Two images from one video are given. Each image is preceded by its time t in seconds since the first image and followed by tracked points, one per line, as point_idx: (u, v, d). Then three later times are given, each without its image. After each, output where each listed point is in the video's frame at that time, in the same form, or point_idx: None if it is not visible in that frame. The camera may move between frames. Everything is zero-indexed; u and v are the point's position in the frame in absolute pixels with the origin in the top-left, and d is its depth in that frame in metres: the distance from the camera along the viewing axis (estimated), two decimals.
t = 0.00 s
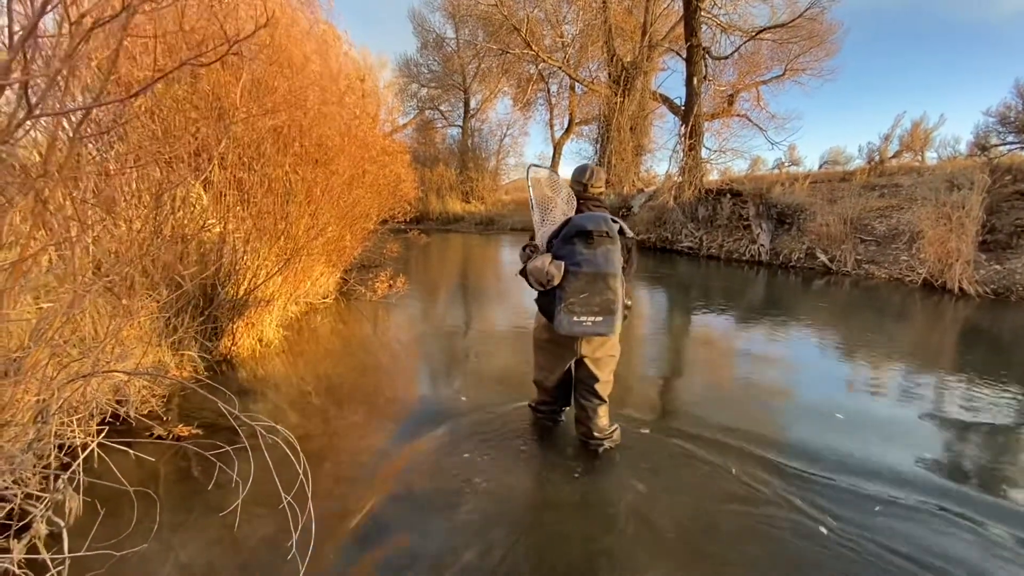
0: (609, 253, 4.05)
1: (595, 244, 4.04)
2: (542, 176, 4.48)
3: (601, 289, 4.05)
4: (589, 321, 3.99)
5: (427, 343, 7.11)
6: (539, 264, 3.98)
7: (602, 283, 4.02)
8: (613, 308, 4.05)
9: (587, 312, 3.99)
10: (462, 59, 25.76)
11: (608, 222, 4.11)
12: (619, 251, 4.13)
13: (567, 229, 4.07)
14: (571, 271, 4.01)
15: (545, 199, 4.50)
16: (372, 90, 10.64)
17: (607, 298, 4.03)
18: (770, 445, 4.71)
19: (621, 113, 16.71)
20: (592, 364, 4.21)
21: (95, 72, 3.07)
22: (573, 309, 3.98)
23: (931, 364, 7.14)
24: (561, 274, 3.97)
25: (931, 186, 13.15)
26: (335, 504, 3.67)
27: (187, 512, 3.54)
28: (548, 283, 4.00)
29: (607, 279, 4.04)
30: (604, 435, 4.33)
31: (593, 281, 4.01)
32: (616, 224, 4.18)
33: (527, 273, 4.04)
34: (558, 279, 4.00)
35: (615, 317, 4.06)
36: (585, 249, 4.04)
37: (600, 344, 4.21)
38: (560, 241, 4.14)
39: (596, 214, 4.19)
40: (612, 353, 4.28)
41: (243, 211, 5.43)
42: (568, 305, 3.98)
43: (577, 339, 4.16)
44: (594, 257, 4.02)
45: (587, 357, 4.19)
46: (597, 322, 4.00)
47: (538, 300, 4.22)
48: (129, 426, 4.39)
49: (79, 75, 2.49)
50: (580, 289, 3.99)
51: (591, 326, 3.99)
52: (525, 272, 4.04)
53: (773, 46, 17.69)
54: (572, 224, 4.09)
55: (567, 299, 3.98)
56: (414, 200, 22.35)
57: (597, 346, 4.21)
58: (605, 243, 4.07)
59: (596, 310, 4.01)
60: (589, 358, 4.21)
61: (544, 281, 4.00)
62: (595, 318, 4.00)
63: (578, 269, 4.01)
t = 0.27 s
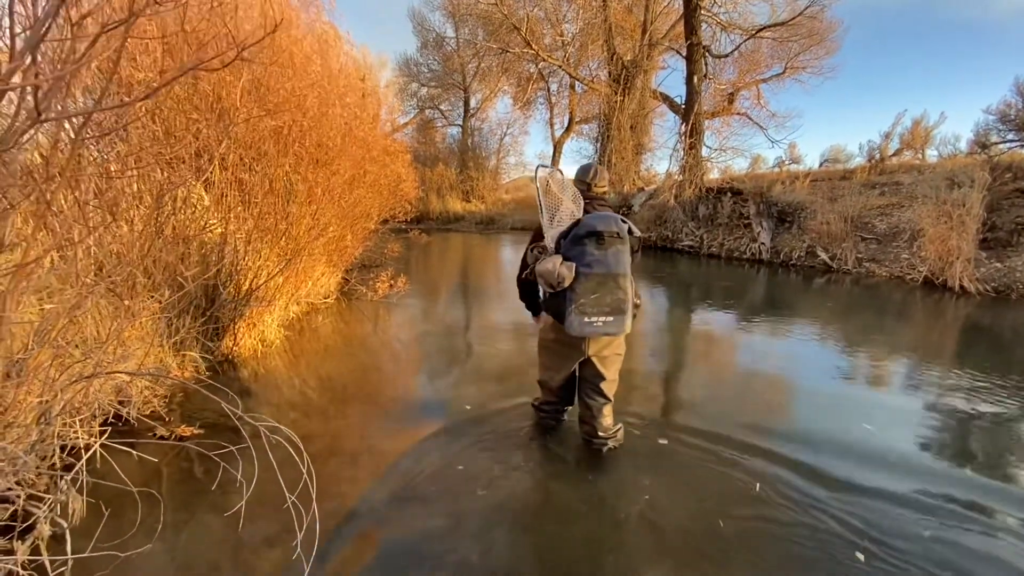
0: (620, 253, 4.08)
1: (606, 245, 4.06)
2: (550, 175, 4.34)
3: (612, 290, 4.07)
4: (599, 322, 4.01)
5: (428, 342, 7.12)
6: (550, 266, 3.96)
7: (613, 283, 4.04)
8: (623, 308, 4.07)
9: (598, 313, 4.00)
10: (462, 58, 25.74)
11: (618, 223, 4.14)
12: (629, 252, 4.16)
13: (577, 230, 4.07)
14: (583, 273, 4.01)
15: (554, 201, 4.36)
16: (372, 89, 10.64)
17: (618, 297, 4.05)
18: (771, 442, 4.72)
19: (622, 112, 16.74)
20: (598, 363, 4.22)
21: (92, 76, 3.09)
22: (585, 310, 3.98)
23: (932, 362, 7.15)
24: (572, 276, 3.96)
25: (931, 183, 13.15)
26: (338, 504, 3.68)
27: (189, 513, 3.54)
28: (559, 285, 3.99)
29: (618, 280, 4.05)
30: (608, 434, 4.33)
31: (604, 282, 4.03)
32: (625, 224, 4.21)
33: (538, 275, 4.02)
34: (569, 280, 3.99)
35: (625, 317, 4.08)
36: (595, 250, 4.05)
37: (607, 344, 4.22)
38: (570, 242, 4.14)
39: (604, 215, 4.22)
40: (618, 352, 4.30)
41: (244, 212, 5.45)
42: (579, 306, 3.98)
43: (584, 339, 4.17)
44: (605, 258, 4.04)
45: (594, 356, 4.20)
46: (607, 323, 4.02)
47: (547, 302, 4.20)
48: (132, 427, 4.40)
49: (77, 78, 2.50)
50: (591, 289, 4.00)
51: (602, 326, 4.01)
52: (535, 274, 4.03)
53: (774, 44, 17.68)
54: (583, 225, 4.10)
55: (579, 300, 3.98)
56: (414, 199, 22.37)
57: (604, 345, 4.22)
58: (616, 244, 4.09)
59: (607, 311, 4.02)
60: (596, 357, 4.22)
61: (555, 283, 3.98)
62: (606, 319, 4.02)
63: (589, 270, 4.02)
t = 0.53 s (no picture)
0: (622, 254, 4.08)
1: (608, 245, 4.06)
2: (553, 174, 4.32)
3: (614, 290, 4.08)
4: (602, 322, 4.02)
5: (429, 342, 7.11)
6: (552, 267, 3.95)
7: (615, 284, 4.05)
8: (626, 308, 4.08)
9: (601, 313, 4.02)
10: (462, 57, 25.73)
11: (621, 223, 4.13)
12: (631, 252, 4.17)
13: (580, 231, 4.07)
14: (585, 273, 4.01)
15: (556, 200, 4.34)
16: (372, 89, 10.64)
17: (620, 298, 4.06)
18: (771, 440, 4.72)
19: (622, 111, 16.74)
20: (601, 362, 4.22)
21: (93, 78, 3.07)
22: (588, 311, 3.99)
23: (934, 360, 7.15)
24: (575, 276, 3.97)
25: (933, 181, 13.13)
26: (339, 503, 3.68)
27: (191, 513, 3.55)
28: (562, 285, 3.99)
29: (621, 280, 4.07)
30: (610, 432, 4.33)
31: (606, 282, 4.04)
32: (628, 225, 4.21)
33: (541, 275, 4.02)
34: (571, 280, 4.00)
35: (627, 317, 4.09)
36: (598, 250, 4.05)
37: (610, 343, 4.23)
38: (572, 243, 4.14)
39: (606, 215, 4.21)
40: (621, 351, 4.30)
41: (244, 213, 5.45)
42: (582, 306, 3.99)
43: (586, 338, 4.17)
44: (608, 258, 4.05)
45: (597, 354, 4.20)
46: (610, 323, 4.03)
47: (549, 301, 4.20)
48: (133, 428, 4.40)
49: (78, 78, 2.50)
50: (593, 290, 4.01)
51: (605, 326, 4.02)
52: (538, 274, 4.03)
53: (774, 42, 17.66)
54: (585, 225, 4.10)
55: (581, 300, 3.99)
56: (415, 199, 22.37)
57: (607, 344, 4.22)
58: (619, 244, 4.09)
59: (610, 311, 4.03)
60: (599, 356, 4.22)
61: (558, 283, 3.98)
62: (608, 319, 4.03)
63: (591, 270, 4.02)
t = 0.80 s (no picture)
0: (623, 255, 4.06)
1: (609, 246, 4.04)
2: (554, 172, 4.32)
3: (614, 290, 4.06)
4: (602, 322, 4.00)
5: (430, 342, 7.09)
6: (552, 267, 3.95)
7: (615, 284, 4.03)
8: (626, 309, 4.06)
9: (601, 313, 4.00)
10: (462, 57, 25.72)
11: (621, 223, 4.10)
12: (632, 253, 4.14)
13: (580, 231, 4.05)
14: (585, 274, 4.00)
15: (557, 200, 4.34)
16: (372, 89, 10.62)
17: (620, 298, 4.03)
18: (774, 437, 4.71)
19: (622, 110, 16.73)
20: (602, 361, 4.20)
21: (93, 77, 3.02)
22: (587, 311, 3.98)
23: (937, 357, 7.12)
24: (575, 276, 3.96)
25: (935, 178, 13.07)
26: (339, 504, 3.66)
27: (193, 513, 3.54)
28: (561, 285, 3.99)
29: (621, 280, 4.05)
30: (610, 431, 4.31)
31: (607, 283, 4.02)
32: (629, 225, 4.18)
33: (540, 275, 4.02)
34: (571, 280, 3.99)
35: (628, 318, 4.07)
36: (598, 250, 4.03)
37: (611, 342, 4.21)
38: (573, 243, 4.13)
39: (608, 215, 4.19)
40: (622, 350, 4.27)
41: (244, 213, 5.44)
42: (581, 306, 3.98)
43: (587, 338, 4.16)
44: (608, 259, 4.03)
45: (598, 353, 4.18)
46: (610, 323, 4.01)
47: (550, 301, 4.20)
48: (135, 429, 4.40)
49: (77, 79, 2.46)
50: (593, 290, 3.99)
51: (604, 327, 4.00)
52: (538, 274, 4.03)
53: (775, 39, 17.62)
54: (585, 226, 4.08)
55: (581, 300, 3.98)
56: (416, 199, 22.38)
57: (607, 343, 4.20)
58: (619, 245, 4.07)
59: (610, 311, 4.02)
60: (600, 354, 4.20)
61: (557, 283, 3.98)
62: (608, 319, 4.01)
63: (591, 271, 4.01)
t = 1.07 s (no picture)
0: (620, 256, 4.03)
1: (606, 247, 4.02)
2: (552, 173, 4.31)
3: (613, 290, 4.04)
4: (600, 323, 3.99)
5: (431, 342, 7.09)
6: (550, 268, 3.97)
7: (614, 285, 4.01)
8: (625, 309, 4.04)
9: (599, 314, 3.99)
10: (462, 57, 25.72)
11: (620, 224, 4.05)
12: (632, 253, 4.10)
13: (577, 232, 4.05)
14: (583, 274, 4.00)
15: (556, 200, 4.36)
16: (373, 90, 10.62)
17: (619, 299, 4.02)
18: (776, 437, 4.70)
19: (623, 108, 16.73)
20: (602, 360, 4.19)
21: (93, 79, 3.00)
22: (585, 312, 3.97)
23: (940, 355, 7.10)
24: (572, 278, 3.97)
25: (937, 175, 13.03)
26: (341, 504, 3.66)
27: (195, 514, 3.54)
28: (559, 286, 4.00)
29: (620, 281, 4.03)
30: (612, 430, 4.29)
31: (605, 283, 4.01)
32: (629, 226, 4.12)
33: (538, 275, 4.04)
34: (569, 281, 4.00)
35: (627, 318, 4.05)
36: (596, 252, 4.02)
37: (612, 342, 4.19)
38: (571, 243, 4.12)
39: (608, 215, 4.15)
40: (623, 350, 4.26)
41: (245, 215, 5.44)
42: (580, 307, 3.98)
43: (587, 338, 4.16)
44: (605, 260, 4.01)
45: (599, 353, 4.17)
46: (608, 324, 4.00)
47: (550, 301, 4.22)
48: (138, 430, 4.40)
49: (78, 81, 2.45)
50: (591, 291, 3.98)
51: (603, 327, 3.99)
52: (537, 275, 4.05)
53: (775, 37, 17.59)
54: (583, 227, 4.07)
55: (579, 301, 3.98)
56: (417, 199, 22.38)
57: (608, 343, 4.18)
58: (617, 246, 4.04)
59: (609, 311, 4.00)
60: (601, 354, 4.19)
61: (555, 284, 4.00)
62: (606, 320, 4.00)
63: (590, 272, 4.00)
